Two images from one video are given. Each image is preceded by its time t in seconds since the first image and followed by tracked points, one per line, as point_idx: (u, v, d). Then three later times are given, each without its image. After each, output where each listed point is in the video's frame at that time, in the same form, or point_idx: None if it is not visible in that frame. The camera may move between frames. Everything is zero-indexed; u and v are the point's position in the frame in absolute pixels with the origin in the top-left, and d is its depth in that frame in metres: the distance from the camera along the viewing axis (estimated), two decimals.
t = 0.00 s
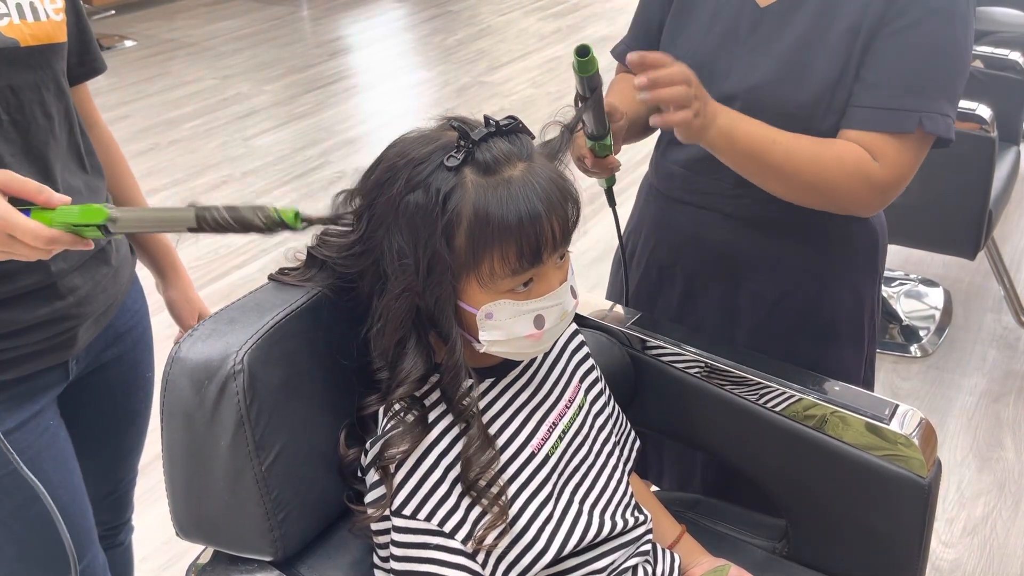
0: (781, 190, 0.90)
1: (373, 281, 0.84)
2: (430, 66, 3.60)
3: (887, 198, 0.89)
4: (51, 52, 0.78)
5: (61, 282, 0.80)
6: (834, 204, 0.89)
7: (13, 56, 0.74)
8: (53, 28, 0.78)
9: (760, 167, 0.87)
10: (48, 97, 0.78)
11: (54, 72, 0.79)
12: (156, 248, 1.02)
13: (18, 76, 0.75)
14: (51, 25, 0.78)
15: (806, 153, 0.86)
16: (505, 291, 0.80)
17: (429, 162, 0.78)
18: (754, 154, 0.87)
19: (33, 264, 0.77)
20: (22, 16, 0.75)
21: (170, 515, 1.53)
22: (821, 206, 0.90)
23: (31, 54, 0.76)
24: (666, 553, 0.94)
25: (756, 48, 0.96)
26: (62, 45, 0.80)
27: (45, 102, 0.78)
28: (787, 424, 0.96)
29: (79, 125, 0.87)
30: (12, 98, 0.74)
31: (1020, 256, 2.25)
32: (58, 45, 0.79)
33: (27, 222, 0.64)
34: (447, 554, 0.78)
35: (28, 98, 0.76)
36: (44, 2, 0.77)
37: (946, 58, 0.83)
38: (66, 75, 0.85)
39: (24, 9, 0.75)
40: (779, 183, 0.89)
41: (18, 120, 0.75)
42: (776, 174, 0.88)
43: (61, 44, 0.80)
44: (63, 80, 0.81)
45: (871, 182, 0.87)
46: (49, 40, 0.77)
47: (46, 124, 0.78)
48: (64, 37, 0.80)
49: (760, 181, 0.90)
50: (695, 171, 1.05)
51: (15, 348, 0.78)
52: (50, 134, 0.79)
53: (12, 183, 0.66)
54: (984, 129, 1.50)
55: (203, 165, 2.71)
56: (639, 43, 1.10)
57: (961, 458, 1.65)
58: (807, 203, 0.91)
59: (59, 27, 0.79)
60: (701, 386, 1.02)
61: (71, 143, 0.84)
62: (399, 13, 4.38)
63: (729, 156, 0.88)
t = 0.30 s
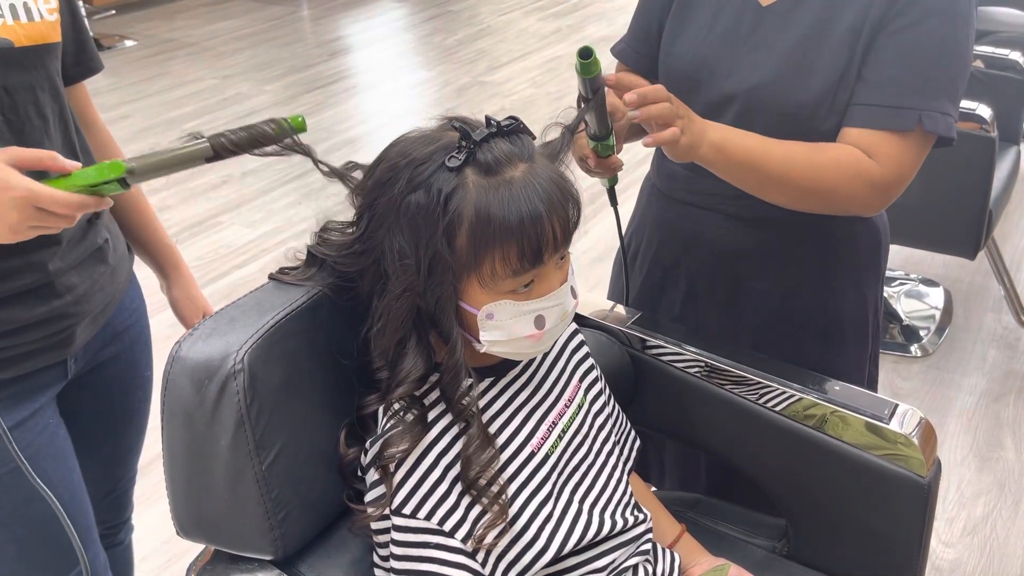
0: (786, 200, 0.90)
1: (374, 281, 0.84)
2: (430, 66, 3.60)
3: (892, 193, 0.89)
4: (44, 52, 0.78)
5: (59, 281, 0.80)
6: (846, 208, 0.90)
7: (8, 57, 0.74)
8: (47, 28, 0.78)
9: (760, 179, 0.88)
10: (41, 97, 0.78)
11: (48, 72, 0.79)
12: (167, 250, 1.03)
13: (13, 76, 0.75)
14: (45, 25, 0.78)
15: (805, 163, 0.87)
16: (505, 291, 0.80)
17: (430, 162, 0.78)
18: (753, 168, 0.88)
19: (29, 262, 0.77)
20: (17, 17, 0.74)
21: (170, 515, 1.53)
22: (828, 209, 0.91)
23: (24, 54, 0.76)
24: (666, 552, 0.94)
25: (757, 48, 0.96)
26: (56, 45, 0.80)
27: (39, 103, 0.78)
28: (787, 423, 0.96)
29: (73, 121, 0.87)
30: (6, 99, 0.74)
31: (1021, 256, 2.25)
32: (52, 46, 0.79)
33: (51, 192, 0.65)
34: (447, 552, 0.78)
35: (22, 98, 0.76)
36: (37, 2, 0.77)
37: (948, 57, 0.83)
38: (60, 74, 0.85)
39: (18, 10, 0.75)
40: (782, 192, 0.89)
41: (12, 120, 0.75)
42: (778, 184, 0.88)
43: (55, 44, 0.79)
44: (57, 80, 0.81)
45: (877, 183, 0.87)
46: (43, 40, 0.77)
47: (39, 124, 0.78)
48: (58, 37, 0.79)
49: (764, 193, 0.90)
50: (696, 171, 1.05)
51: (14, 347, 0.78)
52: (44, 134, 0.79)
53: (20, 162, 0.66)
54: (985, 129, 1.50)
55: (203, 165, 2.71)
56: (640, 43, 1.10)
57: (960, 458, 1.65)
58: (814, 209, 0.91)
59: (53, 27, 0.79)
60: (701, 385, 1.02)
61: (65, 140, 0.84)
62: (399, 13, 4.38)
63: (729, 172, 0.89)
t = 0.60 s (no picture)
0: (792, 206, 0.91)
1: (374, 280, 0.84)
2: (431, 66, 3.61)
3: (898, 198, 0.89)
4: (42, 50, 0.78)
5: (58, 280, 0.80)
6: (850, 212, 0.90)
7: (6, 56, 0.74)
8: (44, 27, 0.78)
9: (766, 185, 0.89)
10: (41, 95, 0.78)
11: (46, 71, 0.79)
12: (173, 246, 1.03)
13: (12, 75, 0.75)
14: (43, 23, 0.78)
15: (809, 168, 0.87)
16: (506, 291, 0.80)
17: (431, 162, 0.79)
18: (759, 175, 0.88)
19: (28, 261, 0.77)
20: (13, 15, 0.75)
21: (170, 515, 1.53)
22: (834, 214, 0.91)
23: (22, 52, 0.76)
24: (667, 552, 0.94)
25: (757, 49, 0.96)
26: (53, 43, 0.80)
27: (39, 101, 0.78)
28: (788, 423, 0.96)
29: (70, 120, 0.87)
30: (6, 98, 0.74)
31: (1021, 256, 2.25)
32: (49, 44, 0.79)
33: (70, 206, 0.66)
34: (448, 551, 0.78)
35: (21, 96, 0.76)
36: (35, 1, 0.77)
37: (951, 59, 0.83)
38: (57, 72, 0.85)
39: (14, 8, 0.75)
40: (788, 198, 0.90)
41: (13, 119, 0.75)
42: (784, 190, 0.89)
43: (52, 43, 0.79)
44: (55, 79, 0.81)
45: (880, 186, 0.87)
46: (41, 39, 0.77)
47: (40, 123, 0.78)
48: (55, 36, 0.80)
49: (770, 199, 0.91)
50: (697, 172, 1.05)
51: (15, 346, 0.78)
52: (45, 133, 0.79)
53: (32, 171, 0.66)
54: (985, 129, 1.50)
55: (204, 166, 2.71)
56: (640, 43, 1.10)
57: (961, 458, 1.65)
58: (821, 214, 0.91)
59: (50, 25, 0.79)
60: (702, 385, 1.02)
61: (65, 139, 0.85)
62: (400, 13, 4.38)
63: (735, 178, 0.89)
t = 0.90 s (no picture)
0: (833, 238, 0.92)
1: (376, 280, 0.84)
2: (432, 66, 3.61)
3: (933, 202, 0.90)
4: (40, 50, 0.78)
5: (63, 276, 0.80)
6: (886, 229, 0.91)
7: (5, 55, 0.74)
8: (42, 26, 0.77)
9: (803, 230, 0.90)
10: (36, 94, 0.78)
11: (42, 69, 0.79)
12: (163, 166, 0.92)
13: (8, 74, 0.75)
14: (40, 23, 0.77)
15: (840, 201, 0.88)
16: (508, 291, 0.80)
17: (434, 163, 0.79)
18: (793, 224, 0.90)
19: (33, 258, 0.77)
20: (11, 15, 0.74)
21: (171, 514, 1.53)
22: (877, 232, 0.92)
23: (21, 52, 0.76)
24: (669, 551, 0.94)
25: (759, 50, 0.95)
26: (51, 42, 0.79)
27: (33, 100, 0.78)
28: (789, 423, 0.96)
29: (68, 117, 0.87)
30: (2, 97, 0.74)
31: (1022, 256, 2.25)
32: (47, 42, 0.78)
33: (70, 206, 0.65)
34: (449, 549, 0.78)
35: (18, 95, 0.76)
36: None
37: (959, 59, 0.83)
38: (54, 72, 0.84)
39: (12, 8, 0.74)
40: (828, 234, 0.91)
41: (8, 118, 0.75)
42: (821, 229, 0.90)
43: (49, 41, 0.79)
44: (51, 76, 0.81)
45: (911, 201, 0.88)
46: (39, 39, 0.77)
47: (34, 121, 0.78)
48: (52, 34, 0.79)
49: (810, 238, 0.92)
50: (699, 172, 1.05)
51: (20, 342, 0.78)
52: (39, 131, 0.79)
53: (26, 166, 0.64)
54: (986, 128, 1.50)
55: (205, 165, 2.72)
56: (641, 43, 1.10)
57: (962, 458, 1.65)
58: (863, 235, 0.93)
59: (48, 24, 0.78)
60: (703, 384, 1.02)
61: (61, 136, 0.84)
62: (401, 13, 4.38)
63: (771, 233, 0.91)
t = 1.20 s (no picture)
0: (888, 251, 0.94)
1: (379, 280, 0.84)
2: (433, 66, 3.61)
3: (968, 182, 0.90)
4: (39, 52, 0.77)
5: (59, 280, 0.80)
6: (937, 221, 0.92)
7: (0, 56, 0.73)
8: (42, 28, 0.76)
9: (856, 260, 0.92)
10: (30, 97, 0.77)
11: (42, 72, 0.78)
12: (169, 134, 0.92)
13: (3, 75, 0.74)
14: (40, 24, 0.76)
15: (883, 220, 0.90)
16: (511, 292, 0.80)
17: (438, 163, 0.79)
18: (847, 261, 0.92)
19: (27, 262, 0.77)
20: (9, 16, 0.73)
21: (173, 514, 1.53)
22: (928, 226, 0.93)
23: (17, 53, 0.75)
24: (671, 551, 0.93)
25: (760, 54, 0.95)
26: (52, 44, 0.78)
27: (28, 102, 0.76)
28: (791, 423, 0.96)
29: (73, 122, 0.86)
30: None
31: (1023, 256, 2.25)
32: (47, 45, 0.77)
33: (28, 202, 0.61)
34: (452, 549, 0.78)
35: (10, 97, 0.74)
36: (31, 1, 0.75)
37: (972, 57, 0.83)
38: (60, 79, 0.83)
39: (10, 9, 0.73)
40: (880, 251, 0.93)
41: None
42: (873, 250, 0.92)
43: (51, 44, 0.78)
44: (53, 80, 0.79)
45: (950, 192, 0.89)
46: (37, 40, 0.76)
47: (26, 123, 0.77)
48: (55, 36, 0.78)
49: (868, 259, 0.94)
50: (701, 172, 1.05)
51: (14, 347, 0.78)
52: (31, 133, 0.77)
53: None
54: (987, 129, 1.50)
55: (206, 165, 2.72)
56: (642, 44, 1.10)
57: (964, 458, 1.65)
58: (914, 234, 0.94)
59: (50, 26, 0.78)
60: (704, 384, 1.02)
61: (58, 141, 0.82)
62: (402, 13, 4.39)
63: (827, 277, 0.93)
